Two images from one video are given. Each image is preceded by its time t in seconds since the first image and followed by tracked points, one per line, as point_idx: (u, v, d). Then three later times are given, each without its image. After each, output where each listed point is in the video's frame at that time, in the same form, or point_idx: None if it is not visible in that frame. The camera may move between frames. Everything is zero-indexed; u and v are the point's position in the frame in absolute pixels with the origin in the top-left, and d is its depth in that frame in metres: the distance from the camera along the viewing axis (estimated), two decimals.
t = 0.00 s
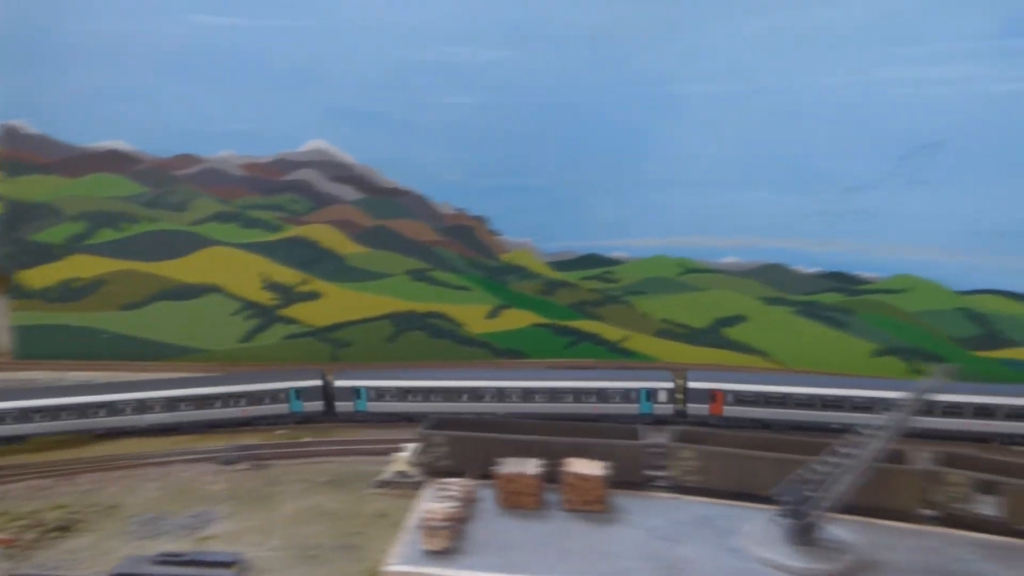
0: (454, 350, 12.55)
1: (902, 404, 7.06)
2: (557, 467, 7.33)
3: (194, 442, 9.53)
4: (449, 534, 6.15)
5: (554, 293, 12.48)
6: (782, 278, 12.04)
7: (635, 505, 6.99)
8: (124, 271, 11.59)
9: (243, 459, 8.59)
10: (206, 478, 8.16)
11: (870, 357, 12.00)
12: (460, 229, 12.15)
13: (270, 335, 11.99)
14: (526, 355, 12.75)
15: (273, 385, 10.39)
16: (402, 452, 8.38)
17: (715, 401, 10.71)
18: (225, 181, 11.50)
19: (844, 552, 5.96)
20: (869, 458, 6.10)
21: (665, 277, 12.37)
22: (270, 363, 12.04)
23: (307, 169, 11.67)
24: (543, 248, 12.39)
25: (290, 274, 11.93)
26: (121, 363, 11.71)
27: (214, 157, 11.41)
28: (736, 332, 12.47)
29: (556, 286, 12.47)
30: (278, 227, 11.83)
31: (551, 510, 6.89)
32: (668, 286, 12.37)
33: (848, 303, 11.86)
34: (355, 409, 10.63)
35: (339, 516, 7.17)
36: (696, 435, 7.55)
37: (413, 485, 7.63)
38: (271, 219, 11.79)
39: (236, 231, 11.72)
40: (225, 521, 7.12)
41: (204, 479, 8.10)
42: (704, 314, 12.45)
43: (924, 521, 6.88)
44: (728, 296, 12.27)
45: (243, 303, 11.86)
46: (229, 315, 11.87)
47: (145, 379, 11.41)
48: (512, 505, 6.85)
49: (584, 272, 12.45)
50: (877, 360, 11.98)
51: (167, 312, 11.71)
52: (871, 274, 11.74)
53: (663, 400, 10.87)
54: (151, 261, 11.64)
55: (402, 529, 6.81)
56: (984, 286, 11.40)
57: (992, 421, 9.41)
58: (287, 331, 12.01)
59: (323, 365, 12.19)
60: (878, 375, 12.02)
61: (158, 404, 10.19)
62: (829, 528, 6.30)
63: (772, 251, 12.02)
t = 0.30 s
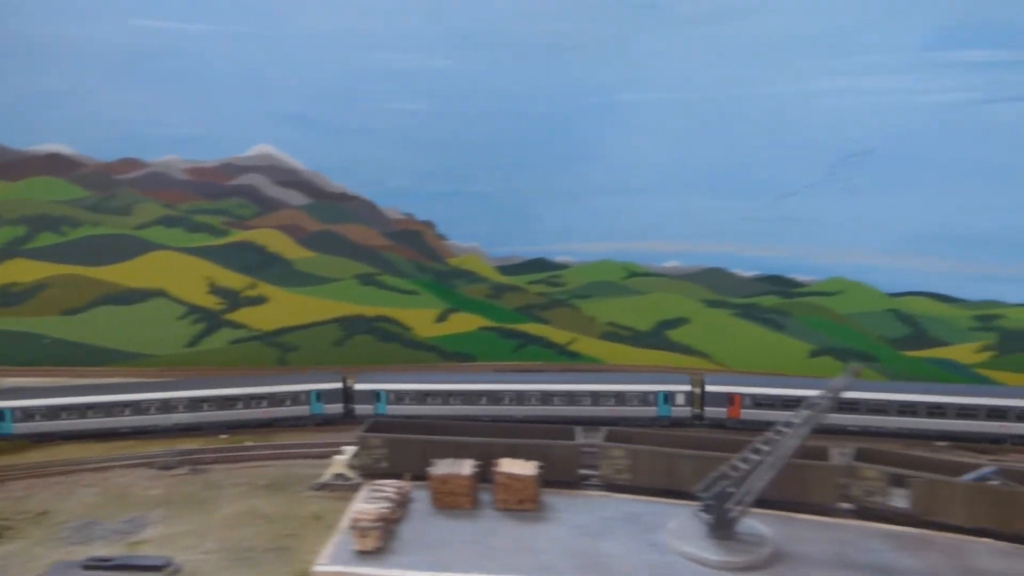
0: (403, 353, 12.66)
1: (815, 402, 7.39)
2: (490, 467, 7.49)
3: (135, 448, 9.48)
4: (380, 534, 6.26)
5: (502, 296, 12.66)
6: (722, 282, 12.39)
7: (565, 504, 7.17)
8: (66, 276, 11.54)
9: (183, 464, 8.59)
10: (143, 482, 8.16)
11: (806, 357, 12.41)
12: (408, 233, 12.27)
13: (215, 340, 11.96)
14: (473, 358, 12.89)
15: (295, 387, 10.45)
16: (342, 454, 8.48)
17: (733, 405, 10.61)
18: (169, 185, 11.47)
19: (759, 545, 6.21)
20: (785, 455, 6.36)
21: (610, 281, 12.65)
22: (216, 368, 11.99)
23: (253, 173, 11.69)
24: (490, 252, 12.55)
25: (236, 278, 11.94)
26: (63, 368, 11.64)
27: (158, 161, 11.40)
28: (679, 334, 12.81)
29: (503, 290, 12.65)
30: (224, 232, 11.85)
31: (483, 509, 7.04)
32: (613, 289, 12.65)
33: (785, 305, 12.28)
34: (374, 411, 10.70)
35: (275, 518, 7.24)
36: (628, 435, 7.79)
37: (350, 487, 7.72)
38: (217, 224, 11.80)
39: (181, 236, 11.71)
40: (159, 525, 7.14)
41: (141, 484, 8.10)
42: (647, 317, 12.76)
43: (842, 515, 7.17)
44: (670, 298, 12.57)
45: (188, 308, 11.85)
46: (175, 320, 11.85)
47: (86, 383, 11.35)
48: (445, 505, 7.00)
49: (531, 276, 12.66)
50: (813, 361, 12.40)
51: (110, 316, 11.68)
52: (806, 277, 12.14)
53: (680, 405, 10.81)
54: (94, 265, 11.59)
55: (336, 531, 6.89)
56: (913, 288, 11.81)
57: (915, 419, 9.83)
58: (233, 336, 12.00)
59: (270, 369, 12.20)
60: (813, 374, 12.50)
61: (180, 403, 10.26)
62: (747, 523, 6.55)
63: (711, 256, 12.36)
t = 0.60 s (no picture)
0: (367, 353, 12.59)
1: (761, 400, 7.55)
2: (442, 467, 7.54)
3: (91, 451, 9.41)
4: (328, 534, 6.29)
5: (467, 298, 12.72)
6: (683, 284, 12.58)
7: (516, 503, 7.24)
8: (24, 278, 11.54)
9: (137, 467, 8.56)
10: (96, 485, 8.12)
11: (766, 359, 12.59)
12: (372, 235, 12.31)
13: (176, 343, 11.92)
14: (437, 360, 12.88)
15: (333, 387, 10.62)
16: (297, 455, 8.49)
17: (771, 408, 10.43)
18: (129, 186, 11.54)
19: (701, 541, 6.32)
20: (731, 453, 6.49)
21: (573, 283, 12.80)
22: (177, 371, 11.92)
23: (214, 175, 11.73)
24: (454, 254, 12.62)
25: (197, 280, 11.92)
26: (21, 371, 11.60)
27: (117, 162, 11.46)
28: (641, 337, 12.93)
29: (467, 292, 12.73)
30: (186, 234, 11.86)
31: (434, 509, 7.09)
32: (576, 291, 12.79)
33: (745, 308, 12.47)
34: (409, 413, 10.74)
35: (227, 519, 7.24)
36: (582, 435, 7.89)
37: (304, 488, 7.74)
38: (177, 225, 11.82)
39: (141, 237, 11.70)
40: (109, 527, 7.11)
41: (93, 487, 8.06)
42: (610, 319, 12.87)
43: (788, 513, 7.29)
44: (633, 301, 12.72)
45: (148, 310, 11.82)
46: (134, 322, 11.82)
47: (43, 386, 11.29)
48: (398, 505, 7.03)
49: (494, 278, 12.76)
50: (773, 362, 12.57)
51: (69, 318, 11.67)
52: (764, 280, 12.37)
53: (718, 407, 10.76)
54: (53, 267, 11.59)
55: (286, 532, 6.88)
56: (867, 290, 12.05)
57: (866, 418, 10.04)
58: (194, 338, 11.96)
59: (232, 372, 12.12)
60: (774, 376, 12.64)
61: (220, 403, 10.39)
62: (692, 521, 6.66)
63: (672, 258, 12.57)
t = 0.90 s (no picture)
0: (319, 358, 12.61)
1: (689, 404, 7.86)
2: (382, 469, 7.59)
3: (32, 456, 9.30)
4: (264, 536, 6.35)
5: (421, 301, 12.77)
6: (634, 287, 12.79)
7: (456, 504, 7.32)
8: None
9: (78, 471, 8.49)
10: (35, 491, 8.03)
11: (714, 360, 12.85)
12: (325, 238, 12.29)
13: (124, 346, 11.87)
14: (389, 363, 12.95)
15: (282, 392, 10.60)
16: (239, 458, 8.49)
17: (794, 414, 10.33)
18: (75, 188, 11.42)
19: (632, 539, 6.47)
20: (662, 453, 6.68)
21: (526, 285, 12.90)
22: (125, 374, 11.87)
23: (163, 177, 11.63)
24: (408, 257, 12.66)
25: (146, 283, 11.87)
26: None
27: (63, 162, 11.33)
28: (592, 339, 13.10)
29: (421, 295, 12.78)
30: (134, 236, 11.78)
31: (374, 510, 7.14)
32: (529, 294, 12.89)
33: (695, 310, 12.69)
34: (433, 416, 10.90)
35: (166, 523, 7.22)
36: (523, 437, 7.99)
37: (245, 492, 7.74)
38: (126, 228, 11.73)
39: (88, 240, 11.64)
40: (45, 532, 7.06)
41: (32, 492, 7.98)
42: (563, 322, 13.03)
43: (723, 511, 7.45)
44: (585, 303, 12.90)
45: (96, 313, 11.77)
46: (81, 325, 11.75)
47: None
48: (338, 508, 7.07)
49: (448, 281, 12.82)
50: (721, 363, 12.83)
51: (14, 321, 11.61)
52: (712, 283, 12.62)
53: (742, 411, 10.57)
54: None
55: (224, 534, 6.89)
56: (811, 293, 12.34)
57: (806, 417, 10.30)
58: (143, 341, 11.93)
59: (182, 375, 12.09)
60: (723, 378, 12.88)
61: (222, 404, 10.54)
62: (625, 520, 6.81)
63: (623, 262, 12.77)
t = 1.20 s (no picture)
0: (275, 363, 12.57)
1: (625, 405, 8.10)
2: (327, 472, 7.64)
3: None
4: (205, 540, 6.37)
5: (376, 305, 12.85)
6: (587, 288, 13.01)
7: (401, 505, 7.41)
8: None
9: (22, 481, 8.41)
10: None
11: (668, 359, 13.06)
12: (279, 243, 12.33)
13: (74, 354, 11.73)
14: (347, 367, 12.91)
15: (238, 395, 10.48)
16: (186, 464, 8.49)
17: (819, 411, 10.45)
18: (21, 195, 11.29)
19: (570, 535, 6.61)
20: (600, 453, 6.93)
21: (482, 288, 13.03)
22: (75, 382, 11.71)
23: (114, 183, 11.68)
24: (363, 262, 12.73)
25: (96, 289, 11.79)
26: None
27: (9, 170, 11.20)
28: (548, 340, 13.25)
29: (376, 299, 12.85)
30: (84, 242, 11.74)
31: (319, 514, 7.19)
32: (485, 296, 13.02)
33: (647, 310, 12.91)
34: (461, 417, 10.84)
35: (109, 530, 7.21)
36: (470, 438, 8.08)
37: (190, 498, 7.76)
38: (75, 234, 11.68)
39: (37, 246, 11.49)
40: None
41: None
42: (518, 324, 13.17)
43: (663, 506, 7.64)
44: (540, 305, 13.07)
45: (44, 321, 11.61)
46: (29, 334, 11.56)
47: None
48: (283, 512, 7.11)
49: (404, 285, 12.91)
50: (675, 362, 13.05)
51: None
52: (665, 283, 12.86)
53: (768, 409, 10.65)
54: None
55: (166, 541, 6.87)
56: (758, 292, 12.66)
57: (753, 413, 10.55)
58: (94, 349, 11.80)
59: (135, 382, 11.97)
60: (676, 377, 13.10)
61: (174, 410, 10.42)
62: (565, 517, 6.96)
63: (576, 263, 12.98)
